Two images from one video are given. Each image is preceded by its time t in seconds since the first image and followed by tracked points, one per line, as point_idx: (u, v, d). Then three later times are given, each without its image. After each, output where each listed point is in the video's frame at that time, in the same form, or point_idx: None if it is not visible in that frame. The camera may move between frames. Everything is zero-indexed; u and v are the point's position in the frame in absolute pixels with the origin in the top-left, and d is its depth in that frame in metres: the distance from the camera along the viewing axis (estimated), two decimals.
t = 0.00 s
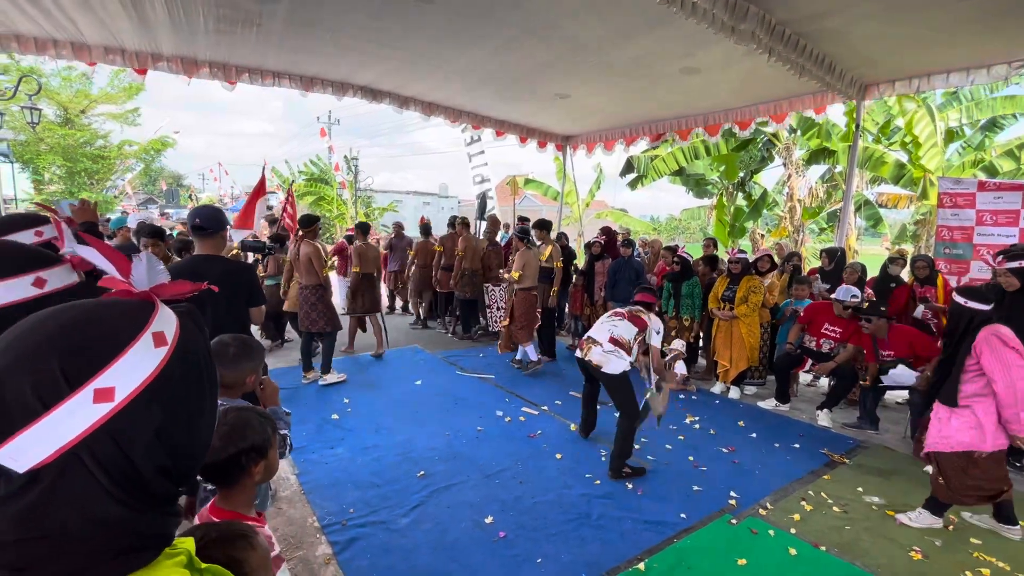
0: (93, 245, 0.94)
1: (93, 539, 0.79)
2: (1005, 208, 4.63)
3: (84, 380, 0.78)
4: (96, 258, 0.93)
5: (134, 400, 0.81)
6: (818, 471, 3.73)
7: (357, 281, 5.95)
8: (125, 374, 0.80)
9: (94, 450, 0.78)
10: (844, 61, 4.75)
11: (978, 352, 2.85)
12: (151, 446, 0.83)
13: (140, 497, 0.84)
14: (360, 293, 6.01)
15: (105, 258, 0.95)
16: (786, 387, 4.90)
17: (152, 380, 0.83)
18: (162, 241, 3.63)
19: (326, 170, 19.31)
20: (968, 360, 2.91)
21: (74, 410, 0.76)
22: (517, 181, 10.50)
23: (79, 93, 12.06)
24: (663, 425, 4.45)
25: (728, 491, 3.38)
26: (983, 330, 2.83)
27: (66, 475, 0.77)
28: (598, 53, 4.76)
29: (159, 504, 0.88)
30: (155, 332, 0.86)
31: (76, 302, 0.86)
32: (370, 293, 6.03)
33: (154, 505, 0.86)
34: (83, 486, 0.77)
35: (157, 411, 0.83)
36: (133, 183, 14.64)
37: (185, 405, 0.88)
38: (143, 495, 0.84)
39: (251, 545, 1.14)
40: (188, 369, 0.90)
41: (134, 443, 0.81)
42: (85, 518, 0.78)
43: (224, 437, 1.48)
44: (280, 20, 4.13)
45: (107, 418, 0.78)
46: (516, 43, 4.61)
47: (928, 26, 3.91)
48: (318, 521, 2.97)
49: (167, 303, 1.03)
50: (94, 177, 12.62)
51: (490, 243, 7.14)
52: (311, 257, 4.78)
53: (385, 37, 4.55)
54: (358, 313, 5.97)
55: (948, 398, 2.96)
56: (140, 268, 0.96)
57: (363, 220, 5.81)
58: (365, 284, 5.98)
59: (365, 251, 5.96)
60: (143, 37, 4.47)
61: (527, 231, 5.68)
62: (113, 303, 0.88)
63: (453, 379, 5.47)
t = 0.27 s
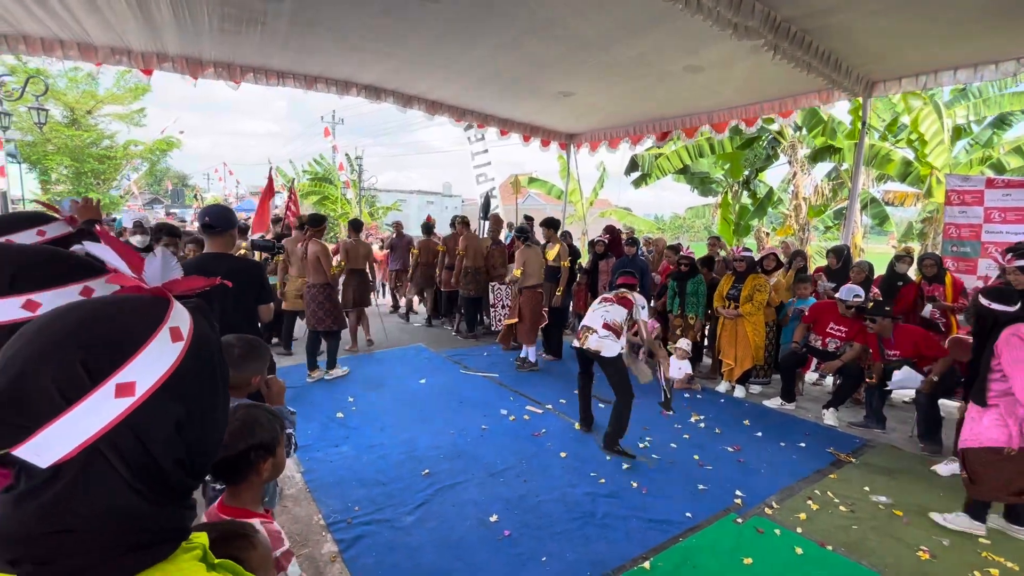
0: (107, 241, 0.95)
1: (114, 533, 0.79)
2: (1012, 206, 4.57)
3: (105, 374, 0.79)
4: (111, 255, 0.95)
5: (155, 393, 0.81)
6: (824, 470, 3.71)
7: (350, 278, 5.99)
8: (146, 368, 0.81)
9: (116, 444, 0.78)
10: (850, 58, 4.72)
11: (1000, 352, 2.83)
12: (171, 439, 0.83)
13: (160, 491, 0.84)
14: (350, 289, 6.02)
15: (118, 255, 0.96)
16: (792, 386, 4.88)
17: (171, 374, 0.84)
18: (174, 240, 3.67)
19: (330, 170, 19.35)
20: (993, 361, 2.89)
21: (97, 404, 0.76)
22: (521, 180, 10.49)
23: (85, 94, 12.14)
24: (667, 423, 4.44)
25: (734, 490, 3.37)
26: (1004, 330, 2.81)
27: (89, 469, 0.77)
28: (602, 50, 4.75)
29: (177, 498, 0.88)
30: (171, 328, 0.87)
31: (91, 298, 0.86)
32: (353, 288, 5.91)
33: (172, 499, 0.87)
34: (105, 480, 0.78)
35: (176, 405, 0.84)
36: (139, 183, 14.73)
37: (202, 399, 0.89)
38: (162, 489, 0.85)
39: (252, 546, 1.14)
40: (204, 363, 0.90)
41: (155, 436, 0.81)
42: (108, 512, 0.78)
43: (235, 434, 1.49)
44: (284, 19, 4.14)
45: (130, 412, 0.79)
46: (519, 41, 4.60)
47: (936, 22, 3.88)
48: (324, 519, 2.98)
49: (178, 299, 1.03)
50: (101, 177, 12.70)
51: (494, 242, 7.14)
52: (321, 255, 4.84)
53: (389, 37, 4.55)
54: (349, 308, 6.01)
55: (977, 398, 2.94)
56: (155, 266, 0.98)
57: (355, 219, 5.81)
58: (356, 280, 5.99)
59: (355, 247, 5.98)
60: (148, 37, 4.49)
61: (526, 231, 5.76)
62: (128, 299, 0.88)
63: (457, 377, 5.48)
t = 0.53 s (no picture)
0: (128, 238, 0.94)
1: (142, 530, 0.79)
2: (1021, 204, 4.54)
3: (135, 373, 0.79)
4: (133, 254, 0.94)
5: (183, 391, 0.81)
6: (832, 470, 3.69)
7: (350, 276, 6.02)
8: (175, 366, 0.82)
9: (146, 442, 0.78)
10: (858, 55, 4.68)
11: None
12: (198, 437, 0.83)
13: (187, 488, 0.84)
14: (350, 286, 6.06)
15: (141, 253, 0.96)
16: (799, 386, 4.86)
17: (198, 372, 0.84)
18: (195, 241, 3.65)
19: (335, 169, 19.40)
20: None
21: (129, 402, 0.76)
22: (526, 179, 10.47)
23: (93, 94, 12.23)
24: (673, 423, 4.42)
25: (741, 490, 3.36)
26: None
27: (120, 467, 0.77)
28: (607, 49, 4.74)
29: (202, 494, 0.88)
30: (197, 326, 0.87)
31: (116, 296, 0.86)
32: (355, 285, 5.87)
33: (198, 496, 0.87)
34: (135, 478, 0.78)
35: (204, 402, 0.84)
36: (146, 184, 14.83)
37: (227, 397, 0.89)
38: (189, 486, 0.85)
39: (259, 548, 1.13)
40: (228, 361, 0.91)
41: (183, 434, 0.81)
42: (137, 509, 0.79)
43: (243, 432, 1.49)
44: (290, 19, 4.15)
45: (159, 410, 0.79)
46: (524, 40, 4.60)
47: (946, 18, 3.84)
48: (330, 517, 2.99)
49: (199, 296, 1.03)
50: (108, 178, 12.79)
51: (499, 241, 7.13)
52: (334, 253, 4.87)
53: (395, 36, 4.56)
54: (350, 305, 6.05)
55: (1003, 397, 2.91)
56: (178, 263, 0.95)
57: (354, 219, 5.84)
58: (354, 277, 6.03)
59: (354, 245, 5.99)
60: (155, 37, 4.52)
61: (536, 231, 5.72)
62: (152, 297, 0.88)
63: (463, 377, 5.49)
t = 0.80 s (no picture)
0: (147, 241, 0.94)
1: (165, 528, 0.81)
2: None
3: (161, 374, 0.79)
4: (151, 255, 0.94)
5: (207, 393, 0.82)
6: (840, 470, 3.67)
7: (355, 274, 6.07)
8: (199, 367, 0.82)
9: (171, 443, 0.80)
10: (865, 53, 4.65)
11: None
12: (221, 437, 0.85)
13: (209, 487, 0.86)
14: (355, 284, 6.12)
15: (159, 255, 0.96)
16: (805, 386, 4.84)
17: (220, 373, 0.85)
18: (208, 242, 3.64)
19: (340, 169, 19.46)
20: None
21: (156, 404, 0.77)
22: (531, 179, 10.47)
23: (101, 95, 12.33)
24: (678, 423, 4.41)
25: (747, 490, 3.35)
26: None
27: (146, 467, 0.79)
28: (612, 48, 4.73)
29: (222, 492, 0.90)
30: (218, 327, 0.87)
31: (139, 297, 0.86)
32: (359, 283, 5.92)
33: (218, 494, 0.89)
34: (160, 477, 0.79)
35: (226, 403, 0.85)
36: (153, 184, 14.94)
37: (247, 397, 0.90)
38: (211, 485, 0.87)
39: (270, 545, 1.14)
40: (246, 361, 0.92)
41: (206, 434, 0.83)
42: (162, 508, 0.80)
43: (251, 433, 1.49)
44: (297, 20, 4.17)
45: (185, 411, 0.80)
46: (529, 39, 4.60)
47: (954, 16, 3.80)
48: (337, 516, 3.01)
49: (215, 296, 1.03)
50: (116, 178, 12.89)
51: (504, 241, 7.14)
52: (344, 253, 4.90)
53: (400, 37, 4.58)
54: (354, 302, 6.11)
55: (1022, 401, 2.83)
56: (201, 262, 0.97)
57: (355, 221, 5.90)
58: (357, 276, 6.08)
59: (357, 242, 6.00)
60: (163, 39, 4.55)
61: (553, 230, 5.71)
62: (172, 299, 0.88)
63: (468, 376, 5.50)
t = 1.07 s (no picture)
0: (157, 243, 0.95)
1: (181, 527, 0.82)
2: None
3: (177, 376, 0.80)
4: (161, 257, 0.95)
5: (222, 394, 0.83)
6: (847, 472, 3.65)
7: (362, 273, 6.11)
8: (214, 369, 0.83)
9: (187, 443, 0.81)
10: (873, 51, 4.61)
11: None
12: (235, 438, 0.86)
13: (223, 487, 0.87)
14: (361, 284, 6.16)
15: (170, 257, 0.97)
16: (812, 386, 4.81)
17: (235, 374, 0.86)
18: (204, 241, 3.66)
19: (345, 170, 19.52)
20: None
21: (173, 406, 0.78)
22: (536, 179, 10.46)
23: (109, 97, 12.43)
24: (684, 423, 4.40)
25: (753, 491, 3.33)
26: None
27: (163, 467, 0.80)
28: (617, 48, 4.73)
29: (236, 491, 0.91)
30: (232, 329, 0.88)
31: (155, 300, 0.87)
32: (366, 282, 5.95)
33: (233, 494, 0.90)
34: (177, 478, 0.81)
35: (240, 404, 0.86)
36: (160, 185, 15.05)
37: (260, 397, 0.91)
38: (226, 484, 0.88)
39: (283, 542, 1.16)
40: (259, 362, 0.92)
41: (221, 435, 0.84)
42: (179, 507, 0.81)
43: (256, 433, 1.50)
44: (303, 21, 4.20)
45: (201, 412, 0.81)
46: (534, 39, 4.60)
47: (963, 14, 3.77)
48: (343, 515, 3.02)
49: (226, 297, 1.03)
50: (124, 179, 12.99)
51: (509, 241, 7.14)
52: (353, 254, 4.90)
53: (406, 37, 4.59)
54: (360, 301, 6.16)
55: None
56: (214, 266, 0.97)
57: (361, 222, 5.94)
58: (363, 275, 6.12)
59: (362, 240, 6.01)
60: (171, 41, 4.59)
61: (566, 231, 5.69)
62: (186, 301, 0.88)
63: (473, 376, 5.50)
